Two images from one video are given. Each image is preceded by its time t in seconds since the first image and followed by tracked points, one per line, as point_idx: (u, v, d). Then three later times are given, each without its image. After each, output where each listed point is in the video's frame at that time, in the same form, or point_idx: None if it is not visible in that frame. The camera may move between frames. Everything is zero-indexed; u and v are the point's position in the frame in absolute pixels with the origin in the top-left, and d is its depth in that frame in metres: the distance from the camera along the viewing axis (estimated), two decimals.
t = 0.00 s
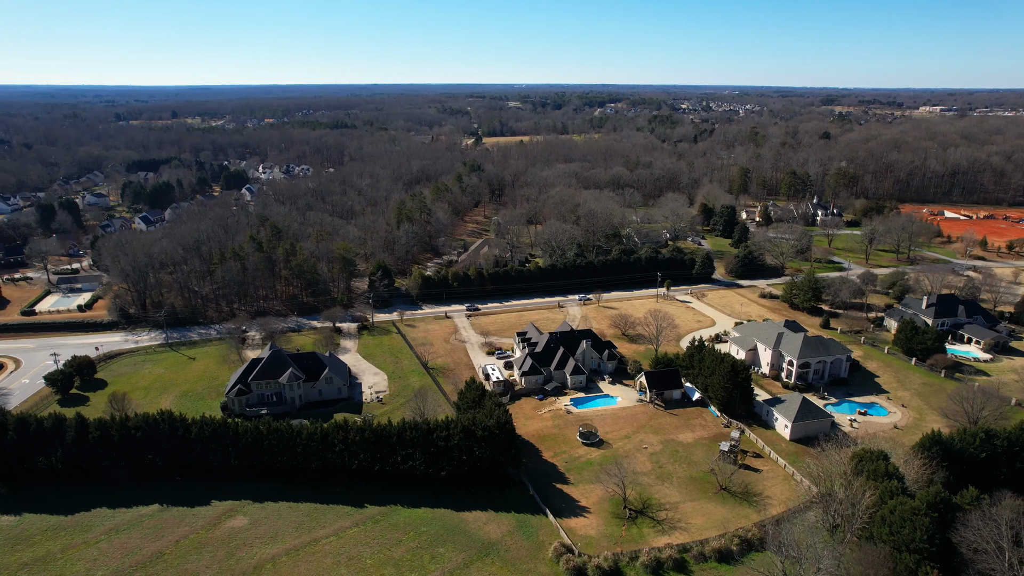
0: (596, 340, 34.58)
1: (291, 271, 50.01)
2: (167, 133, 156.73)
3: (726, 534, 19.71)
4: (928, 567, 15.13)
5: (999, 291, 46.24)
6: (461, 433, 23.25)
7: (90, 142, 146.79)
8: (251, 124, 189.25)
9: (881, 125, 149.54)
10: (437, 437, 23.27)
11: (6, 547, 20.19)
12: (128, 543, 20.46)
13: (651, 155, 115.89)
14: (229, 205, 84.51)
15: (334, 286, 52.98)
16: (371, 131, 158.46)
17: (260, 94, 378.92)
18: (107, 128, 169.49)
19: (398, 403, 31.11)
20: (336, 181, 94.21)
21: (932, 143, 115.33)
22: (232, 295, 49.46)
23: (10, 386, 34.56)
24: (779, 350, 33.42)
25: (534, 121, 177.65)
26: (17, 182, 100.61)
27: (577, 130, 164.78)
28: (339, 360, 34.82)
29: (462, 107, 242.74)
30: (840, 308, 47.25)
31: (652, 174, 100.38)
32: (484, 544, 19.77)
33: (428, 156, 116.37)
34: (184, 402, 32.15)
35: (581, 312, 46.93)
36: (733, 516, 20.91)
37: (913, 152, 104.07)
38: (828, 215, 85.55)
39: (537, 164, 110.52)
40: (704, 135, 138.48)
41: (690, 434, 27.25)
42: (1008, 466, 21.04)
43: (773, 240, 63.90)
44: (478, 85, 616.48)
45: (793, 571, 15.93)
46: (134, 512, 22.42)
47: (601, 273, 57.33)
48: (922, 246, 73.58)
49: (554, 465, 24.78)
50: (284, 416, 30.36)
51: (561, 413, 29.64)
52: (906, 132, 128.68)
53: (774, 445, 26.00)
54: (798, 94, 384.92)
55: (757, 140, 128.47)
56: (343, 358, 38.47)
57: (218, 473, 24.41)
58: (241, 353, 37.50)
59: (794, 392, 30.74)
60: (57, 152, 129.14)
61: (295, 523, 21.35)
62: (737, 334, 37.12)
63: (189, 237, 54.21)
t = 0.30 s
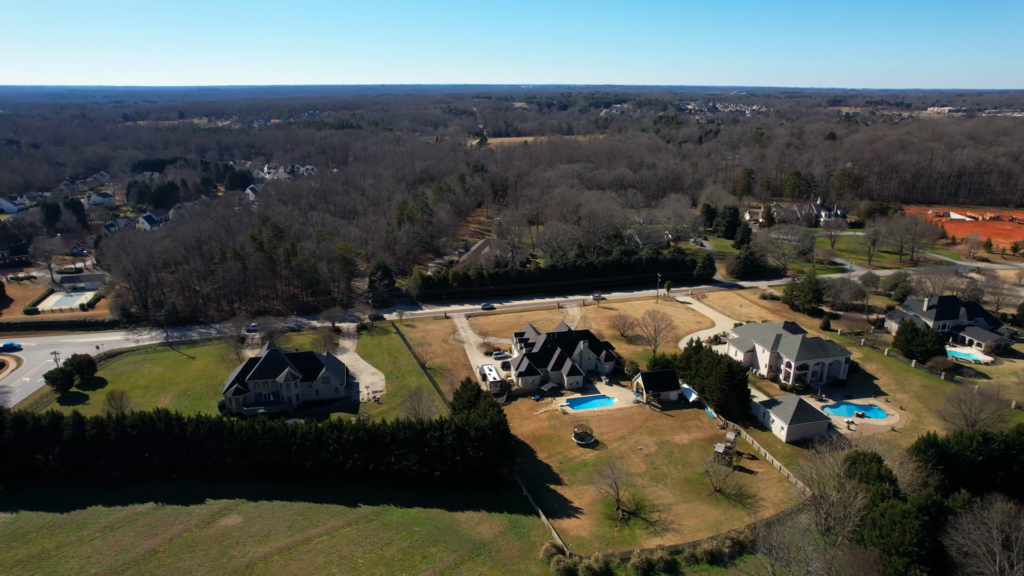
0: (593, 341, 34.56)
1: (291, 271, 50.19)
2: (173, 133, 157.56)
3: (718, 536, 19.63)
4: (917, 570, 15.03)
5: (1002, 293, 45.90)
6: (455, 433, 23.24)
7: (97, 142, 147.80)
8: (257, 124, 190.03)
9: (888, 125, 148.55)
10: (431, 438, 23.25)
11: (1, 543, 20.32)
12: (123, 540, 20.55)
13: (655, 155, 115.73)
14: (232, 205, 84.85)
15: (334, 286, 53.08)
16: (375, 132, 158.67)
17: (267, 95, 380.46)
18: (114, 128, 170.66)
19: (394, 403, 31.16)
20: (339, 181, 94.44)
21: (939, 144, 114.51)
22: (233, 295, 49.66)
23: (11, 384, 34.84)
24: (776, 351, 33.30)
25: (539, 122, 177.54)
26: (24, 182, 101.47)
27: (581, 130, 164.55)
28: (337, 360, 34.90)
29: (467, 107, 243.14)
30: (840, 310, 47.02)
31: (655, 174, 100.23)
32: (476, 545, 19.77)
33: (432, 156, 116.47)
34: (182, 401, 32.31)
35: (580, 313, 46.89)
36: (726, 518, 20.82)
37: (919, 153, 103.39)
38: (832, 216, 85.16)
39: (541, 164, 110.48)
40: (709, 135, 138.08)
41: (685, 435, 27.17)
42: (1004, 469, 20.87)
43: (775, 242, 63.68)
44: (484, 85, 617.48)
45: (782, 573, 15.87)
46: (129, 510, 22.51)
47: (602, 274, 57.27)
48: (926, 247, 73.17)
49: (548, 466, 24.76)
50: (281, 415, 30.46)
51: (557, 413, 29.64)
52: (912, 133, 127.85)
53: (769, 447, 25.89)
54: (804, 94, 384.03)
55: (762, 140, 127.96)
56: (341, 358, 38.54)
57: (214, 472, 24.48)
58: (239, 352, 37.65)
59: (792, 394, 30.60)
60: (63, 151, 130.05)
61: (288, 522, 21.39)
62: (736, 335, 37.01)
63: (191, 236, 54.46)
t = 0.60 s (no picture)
0: (590, 341, 34.54)
1: (291, 271, 50.36)
2: (180, 133, 158.47)
3: (711, 537, 19.54)
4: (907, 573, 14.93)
5: (1005, 295, 45.52)
6: (448, 433, 23.24)
7: (104, 142, 148.86)
8: (264, 124, 191.01)
9: (895, 126, 147.52)
10: (425, 437, 23.24)
11: None
12: (117, 538, 20.66)
13: (660, 156, 115.52)
14: (236, 204, 85.16)
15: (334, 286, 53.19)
16: (381, 132, 159.07)
17: (274, 95, 381.68)
18: (122, 128, 171.89)
19: (391, 403, 31.18)
20: (343, 181, 94.70)
21: (946, 145, 113.72)
22: (233, 294, 49.88)
23: (12, 381, 35.12)
24: (774, 353, 33.15)
25: (545, 122, 177.59)
26: (32, 181, 102.43)
27: (586, 131, 164.43)
28: (335, 359, 34.97)
29: (474, 108, 242.82)
30: (841, 312, 46.76)
31: (659, 175, 100.02)
32: (467, 545, 19.77)
33: (436, 156, 116.66)
34: (180, 399, 32.48)
35: (579, 314, 46.87)
36: (719, 520, 20.74)
37: (926, 154, 102.72)
38: (836, 217, 84.76)
39: (545, 165, 110.47)
40: (714, 136, 137.72)
41: (681, 437, 27.08)
42: (1001, 473, 20.69)
43: (778, 243, 63.43)
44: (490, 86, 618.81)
45: None
46: (124, 507, 22.60)
47: (603, 275, 57.20)
48: (930, 249, 72.74)
49: (542, 466, 24.72)
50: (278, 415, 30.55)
51: (553, 414, 29.62)
52: (919, 134, 127.01)
53: (765, 449, 25.80)
54: (811, 94, 382.77)
55: (767, 141, 127.51)
56: (340, 358, 38.63)
57: (209, 470, 24.55)
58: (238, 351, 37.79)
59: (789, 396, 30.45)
60: (71, 151, 131.10)
61: (281, 521, 21.46)
62: (735, 336, 36.87)
63: (193, 236, 54.74)
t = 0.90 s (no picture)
0: (587, 342, 34.49)
1: (292, 270, 50.51)
2: (186, 133, 159.32)
3: (702, 539, 19.47)
4: None
5: (1009, 298, 45.12)
6: (441, 433, 23.23)
7: (112, 142, 149.91)
8: (270, 124, 191.85)
9: (902, 127, 146.45)
10: (417, 437, 23.24)
11: None
12: (110, 535, 20.76)
13: (664, 156, 115.21)
14: (240, 204, 85.53)
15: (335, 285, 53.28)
16: (386, 133, 159.37)
17: (282, 95, 383.49)
18: (130, 128, 173.06)
19: (387, 402, 31.23)
20: (347, 181, 94.95)
21: (953, 146, 112.84)
22: (234, 293, 50.08)
23: (12, 379, 35.40)
24: (772, 355, 32.99)
25: (550, 123, 177.53)
26: (40, 181, 103.29)
27: (591, 132, 164.16)
28: (332, 359, 35.05)
29: (480, 108, 243.12)
30: (842, 314, 46.52)
31: (663, 176, 99.79)
32: (457, 545, 19.78)
33: (441, 157, 116.88)
34: (178, 398, 32.62)
35: (579, 314, 46.80)
36: (710, 522, 20.68)
37: (932, 155, 101.94)
38: (840, 219, 84.29)
39: (549, 165, 110.41)
40: (719, 137, 137.25)
41: (676, 438, 27.00)
42: (995, 477, 20.53)
43: (780, 244, 63.12)
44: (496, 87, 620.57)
45: None
46: (119, 505, 22.72)
47: (603, 275, 57.11)
48: (934, 251, 72.23)
49: (535, 467, 24.73)
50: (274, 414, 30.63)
51: (548, 415, 29.59)
52: (927, 135, 126.05)
53: (760, 451, 25.69)
54: (819, 96, 380.82)
55: (773, 142, 126.95)
56: (338, 357, 38.70)
57: (204, 468, 24.64)
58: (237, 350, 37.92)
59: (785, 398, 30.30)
60: (79, 151, 132.04)
61: (274, 519, 21.51)
62: (733, 338, 36.74)
63: (195, 235, 54.99)
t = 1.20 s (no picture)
0: (584, 343, 34.45)
1: (292, 270, 50.67)
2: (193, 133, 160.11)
3: (692, 541, 19.43)
4: None
5: (1012, 300, 44.73)
6: (433, 433, 23.22)
7: (119, 142, 150.84)
8: (277, 124, 192.67)
9: (910, 128, 145.42)
10: (410, 437, 23.25)
11: None
12: (104, 532, 20.86)
13: (668, 157, 114.88)
14: (243, 204, 85.84)
15: (335, 285, 53.40)
16: (391, 133, 159.64)
17: (290, 94, 385.41)
18: (137, 127, 174.09)
19: (383, 402, 31.29)
20: (350, 181, 95.14)
21: (960, 147, 111.88)
22: (235, 292, 50.32)
23: (13, 376, 35.69)
24: (770, 356, 32.87)
25: (556, 123, 177.42)
26: (46, 180, 104.04)
27: (597, 133, 163.90)
28: (329, 358, 35.16)
29: (486, 108, 243.26)
30: (842, 315, 46.28)
31: (666, 177, 99.56)
32: (447, 544, 19.78)
33: (444, 157, 116.99)
34: (176, 396, 32.77)
35: (578, 315, 46.77)
36: (702, 524, 20.60)
37: (939, 156, 101.15)
38: (843, 220, 83.83)
39: (552, 166, 110.35)
40: (725, 138, 136.71)
41: (671, 439, 26.92)
42: (990, 481, 20.36)
43: (782, 245, 62.83)
44: (502, 87, 621.30)
45: None
46: (114, 502, 22.83)
47: (604, 276, 57.03)
48: (938, 252, 71.73)
49: (528, 467, 24.72)
50: (270, 412, 30.73)
51: (543, 415, 29.58)
52: (934, 136, 125.11)
53: (755, 453, 25.60)
54: (825, 96, 379.74)
55: (778, 143, 126.36)
56: (336, 357, 38.81)
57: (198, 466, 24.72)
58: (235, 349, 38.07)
59: (782, 400, 30.16)
60: (86, 150, 132.92)
61: (266, 517, 21.58)
62: (731, 339, 36.61)
63: (197, 235, 55.25)
